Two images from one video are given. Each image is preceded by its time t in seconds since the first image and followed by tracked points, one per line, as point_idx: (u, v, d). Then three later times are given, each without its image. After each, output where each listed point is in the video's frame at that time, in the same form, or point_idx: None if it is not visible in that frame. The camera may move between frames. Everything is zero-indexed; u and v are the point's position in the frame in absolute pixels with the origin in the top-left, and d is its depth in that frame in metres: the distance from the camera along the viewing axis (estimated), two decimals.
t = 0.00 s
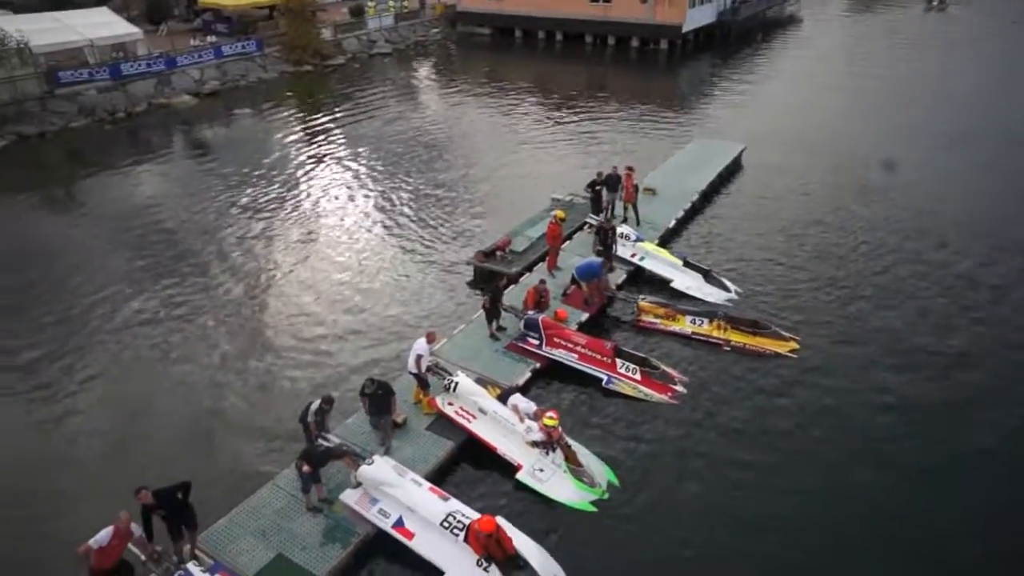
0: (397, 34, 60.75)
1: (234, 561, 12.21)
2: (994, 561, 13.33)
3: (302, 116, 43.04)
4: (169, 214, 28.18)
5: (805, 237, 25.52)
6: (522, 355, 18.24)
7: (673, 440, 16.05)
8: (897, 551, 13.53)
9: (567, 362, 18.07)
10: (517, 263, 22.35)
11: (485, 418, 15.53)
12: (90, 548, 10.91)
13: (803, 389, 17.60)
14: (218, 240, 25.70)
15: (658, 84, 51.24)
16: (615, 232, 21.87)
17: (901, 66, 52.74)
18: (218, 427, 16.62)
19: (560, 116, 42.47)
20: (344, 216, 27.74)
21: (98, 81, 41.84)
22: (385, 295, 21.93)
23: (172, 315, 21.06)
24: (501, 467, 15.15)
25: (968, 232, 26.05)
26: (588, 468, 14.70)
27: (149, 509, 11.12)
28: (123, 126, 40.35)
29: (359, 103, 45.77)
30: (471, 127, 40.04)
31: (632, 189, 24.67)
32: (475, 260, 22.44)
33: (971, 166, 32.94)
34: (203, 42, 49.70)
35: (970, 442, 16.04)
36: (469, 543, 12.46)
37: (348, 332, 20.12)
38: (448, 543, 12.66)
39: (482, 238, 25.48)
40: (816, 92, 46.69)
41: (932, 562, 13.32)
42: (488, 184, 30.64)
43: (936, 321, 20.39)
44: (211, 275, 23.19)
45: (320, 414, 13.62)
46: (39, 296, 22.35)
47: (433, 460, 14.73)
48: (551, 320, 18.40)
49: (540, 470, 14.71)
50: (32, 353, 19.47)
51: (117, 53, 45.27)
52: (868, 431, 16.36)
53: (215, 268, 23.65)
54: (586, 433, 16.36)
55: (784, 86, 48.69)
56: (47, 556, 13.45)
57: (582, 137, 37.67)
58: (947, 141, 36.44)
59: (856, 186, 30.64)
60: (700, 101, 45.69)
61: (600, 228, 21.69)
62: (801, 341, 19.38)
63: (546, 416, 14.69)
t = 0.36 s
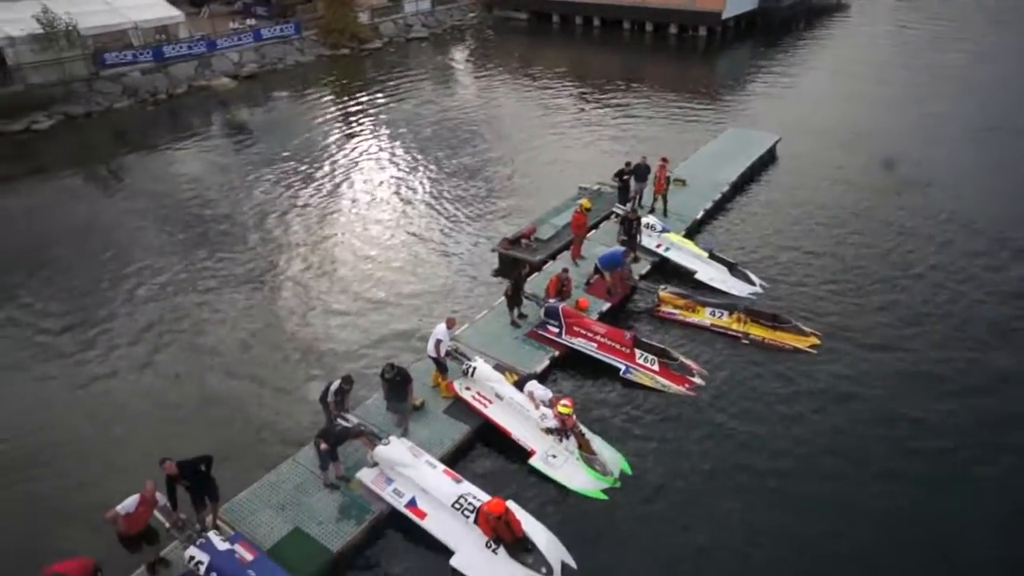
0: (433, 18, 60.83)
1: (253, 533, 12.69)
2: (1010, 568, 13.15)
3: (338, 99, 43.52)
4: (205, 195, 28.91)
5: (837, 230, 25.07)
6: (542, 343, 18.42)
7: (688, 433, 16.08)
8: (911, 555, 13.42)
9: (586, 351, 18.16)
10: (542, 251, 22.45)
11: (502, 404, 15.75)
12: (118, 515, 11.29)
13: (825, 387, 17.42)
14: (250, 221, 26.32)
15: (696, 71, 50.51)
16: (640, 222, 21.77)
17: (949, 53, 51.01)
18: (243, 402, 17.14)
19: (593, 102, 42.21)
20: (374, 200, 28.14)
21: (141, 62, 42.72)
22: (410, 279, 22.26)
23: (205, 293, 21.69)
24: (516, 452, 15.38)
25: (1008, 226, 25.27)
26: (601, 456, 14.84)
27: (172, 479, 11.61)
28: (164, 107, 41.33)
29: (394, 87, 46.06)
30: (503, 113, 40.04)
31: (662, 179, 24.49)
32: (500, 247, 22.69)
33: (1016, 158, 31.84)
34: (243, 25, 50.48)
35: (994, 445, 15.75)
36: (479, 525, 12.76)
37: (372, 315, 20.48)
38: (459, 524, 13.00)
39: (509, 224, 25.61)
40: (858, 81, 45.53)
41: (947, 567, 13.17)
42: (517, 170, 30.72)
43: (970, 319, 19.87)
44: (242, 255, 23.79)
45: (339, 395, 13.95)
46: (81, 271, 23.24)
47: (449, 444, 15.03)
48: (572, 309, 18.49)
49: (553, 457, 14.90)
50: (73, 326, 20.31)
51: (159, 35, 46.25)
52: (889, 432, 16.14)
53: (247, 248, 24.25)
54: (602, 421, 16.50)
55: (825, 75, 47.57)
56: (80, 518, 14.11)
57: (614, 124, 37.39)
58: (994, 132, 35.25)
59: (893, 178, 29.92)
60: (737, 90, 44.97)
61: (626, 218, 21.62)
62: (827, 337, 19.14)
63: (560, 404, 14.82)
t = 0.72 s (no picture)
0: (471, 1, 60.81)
1: (273, 502, 13.20)
2: None
3: (373, 80, 43.93)
4: (241, 174, 29.61)
5: (870, 223, 24.62)
6: (562, 329, 18.60)
7: (704, 422, 16.11)
8: (927, 551, 13.25)
9: (606, 338, 18.28)
10: (567, 237, 22.58)
11: (519, 387, 15.99)
12: (145, 480, 11.79)
13: (847, 381, 17.25)
14: (283, 200, 26.90)
15: (735, 58, 49.65)
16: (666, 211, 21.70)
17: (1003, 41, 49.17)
18: (271, 376, 17.70)
19: (628, 88, 41.86)
20: (404, 182, 28.49)
21: (183, 43, 43.81)
22: (436, 262, 22.58)
23: (237, 270, 22.32)
24: (532, 435, 15.63)
25: None
26: (614, 442, 15.00)
27: (197, 447, 12.11)
28: (205, 87, 42.26)
29: (430, 70, 46.29)
30: (536, 97, 40.00)
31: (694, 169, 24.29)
32: (526, 233, 22.88)
33: None
34: (283, 6, 51.16)
35: (1018, 444, 15.44)
36: (491, 504, 13.07)
37: (398, 295, 20.87)
38: (471, 502, 13.35)
39: (537, 210, 25.74)
40: (904, 70, 44.28)
41: (963, 564, 12.99)
42: (547, 155, 30.74)
43: (1001, 317, 19.43)
44: (274, 234, 24.37)
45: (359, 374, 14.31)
46: (122, 245, 24.08)
47: (465, 424, 15.36)
48: (593, 296, 18.60)
49: (567, 441, 15.11)
50: (112, 298, 21.11)
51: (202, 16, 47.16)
52: (910, 429, 15.93)
53: (279, 227, 24.83)
54: (618, 408, 16.64)
55: (869, 63, 46.35)
56: (113, 480, 14.79)
57: (649, 111, 37.01)
58: None
59: (933, 170, 29.19)
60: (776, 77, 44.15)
61: (652, 207, 21.56)
62: (852, 331, 18.92)
63: (575, 390, 14.97)
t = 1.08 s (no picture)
0: None
1: (294, 473, 13.70)
2: None
3: (410, 62, 44.15)
4: (277, 153, 30.24)
5: (906, 218, 24.11)
6: (584, 315, 18.76)
7: (721, 412, 16.13)
8: (943, 550, 13.10)
9: (627, 326, 18.37)
10: (595, 224, 22.60)
11: (537, 371, 16.22)
12: (176, 447, 12.32)
13: (870, 377, 17.04)
14: (317, 179, 27.41)
15: (778, 45, 48.64)
16: (694, 200, 21.57)
17: None
18: (297, 351, 18.20)
19: (665, 73, 41.35)
20: (435, 164, 28.75)
21: (226, 24, 44.77)
22: (462, 244, 22.86)
23: (269, 247, 22.87)
24: (548, 419, 15.86)
25: None
26: (629, 429, 15.14)
27: (224, 417, 12.60)
28: (246, 67, 43.06)
29: (467, 52, 46.35)
30: (572, 81, 39.79)
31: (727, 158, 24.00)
32: (553, 218, 22.94)
33: None
34: None
35: None
36: (504, 484, 13.36)
37: (423, 276, 21.18)
38: (485, 481, 13.67)
39: (565, 195, 25.75)
40: (955, 60, 42.85)
41: (978, 565, 12.84)
42: (580, 140, 30.67)
43: None
44: (307, 212, 24.90)
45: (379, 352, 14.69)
46: (161, 220, 24.84)
47: (483, 405, 15.67)
48: (616, 283, 18.68)
49: (583, 425, 15.30)
50: (150, 271, 21.85)
51: None
52: (933, 428, 15.70)
53: (312, 206, 25.35)
54: (636, 394, 16.76)
55: (918, 52, 44.95)
56: (144, 444, 15.46)
57: (684, 98, 36.55)
58: None
59: (976, 165, 28.36)
60: (820, 66, 43.12)
61: (679, 196, 21.45)
62: (879, 326, 18.62)
63: (592, 375, 15.11)
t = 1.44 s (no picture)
0: None
1: (314, 448, 14.18)
2: None
3: (447, 47, 44.30)
4: (312, 135, 30.77)
5: (942, 216, 23.54)
6: (605, 304, 18.87)
7: (737, 404, 16.09)
8: (959, 550, 12.88)
9: (647, 316, 18.42)
10: (621, 214, 22.59)
11: (555, 357, 16.44)
12: (203, 418, 12.78)
13: (894, 374, 16.73)
14: (349, 162, 27.86)
15: (821, 35, 47.55)
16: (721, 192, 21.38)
17: None
18: (323, 329, 18.67)
19: (703, 62, 40.79)
20: (466, 149, 28.96)
21: (268, 7, 45.50)
22: (488, 229, 23.09)
23: (300, 226, 23.40)
24: (564, 405, 16.08)
25: None
26: (643, 418, 15.26)
27: (248, 390, 13.11)
28: (286, 50, 43.73)
29: (504, 38, 46.30)
30: (607, 69, 39.54)
31: (759, 151, 23.72)
32: (580, 206, 23.00)
33: None
34: None
35: None
36: (515, 467, 13.64)
37: (448, 260, 21.49)
38: (498, 463, 13.98)
39: (594, 183, 25.73)
40: (1008, 54, 41.34)
41: (989, 564, 12.63)
42: (612, 129, 30.56)
43: None
44: (337, 194, 25.38)
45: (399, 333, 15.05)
46: (198, 198, 25.52)
47: (499, 389, 15.95)
48: (638, 273, 18.72)
49: (597, 413, 15.47)
50: (186, 247, 22.52)
51: None
52: (956, 426, 15.37)
53: (342, 188, 25.81)
54: (652, 384, 16.84)
55: (969, 45, 43.49)
56: (174, 412, 16.08)
57: (720, 87, 36.04)
58: None
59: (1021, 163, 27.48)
60: (865, 58, 42.04)
61: (707, 187, 21.31)
62: (907, 323, 18.29)
63: (608, 363, 15.25)
